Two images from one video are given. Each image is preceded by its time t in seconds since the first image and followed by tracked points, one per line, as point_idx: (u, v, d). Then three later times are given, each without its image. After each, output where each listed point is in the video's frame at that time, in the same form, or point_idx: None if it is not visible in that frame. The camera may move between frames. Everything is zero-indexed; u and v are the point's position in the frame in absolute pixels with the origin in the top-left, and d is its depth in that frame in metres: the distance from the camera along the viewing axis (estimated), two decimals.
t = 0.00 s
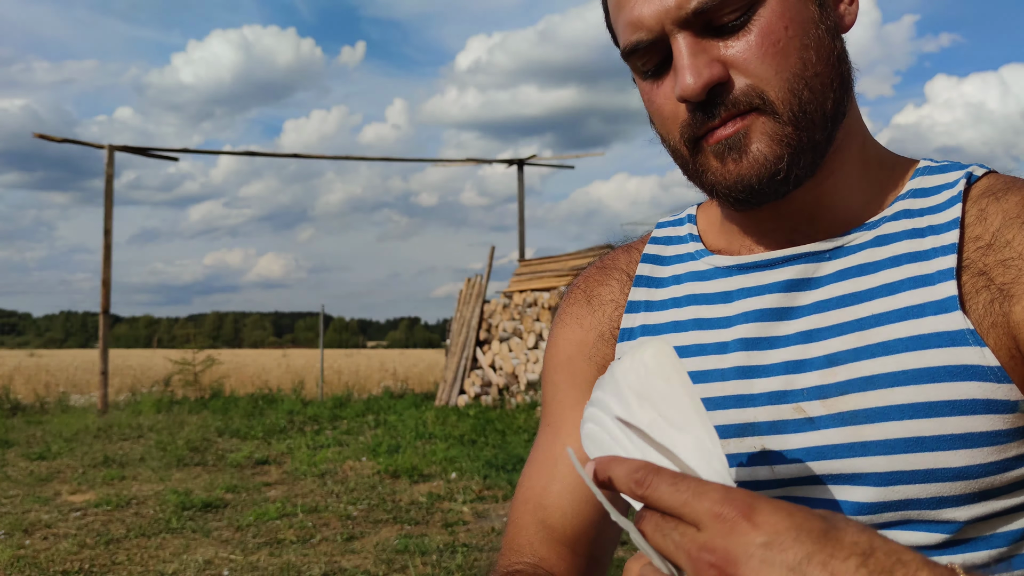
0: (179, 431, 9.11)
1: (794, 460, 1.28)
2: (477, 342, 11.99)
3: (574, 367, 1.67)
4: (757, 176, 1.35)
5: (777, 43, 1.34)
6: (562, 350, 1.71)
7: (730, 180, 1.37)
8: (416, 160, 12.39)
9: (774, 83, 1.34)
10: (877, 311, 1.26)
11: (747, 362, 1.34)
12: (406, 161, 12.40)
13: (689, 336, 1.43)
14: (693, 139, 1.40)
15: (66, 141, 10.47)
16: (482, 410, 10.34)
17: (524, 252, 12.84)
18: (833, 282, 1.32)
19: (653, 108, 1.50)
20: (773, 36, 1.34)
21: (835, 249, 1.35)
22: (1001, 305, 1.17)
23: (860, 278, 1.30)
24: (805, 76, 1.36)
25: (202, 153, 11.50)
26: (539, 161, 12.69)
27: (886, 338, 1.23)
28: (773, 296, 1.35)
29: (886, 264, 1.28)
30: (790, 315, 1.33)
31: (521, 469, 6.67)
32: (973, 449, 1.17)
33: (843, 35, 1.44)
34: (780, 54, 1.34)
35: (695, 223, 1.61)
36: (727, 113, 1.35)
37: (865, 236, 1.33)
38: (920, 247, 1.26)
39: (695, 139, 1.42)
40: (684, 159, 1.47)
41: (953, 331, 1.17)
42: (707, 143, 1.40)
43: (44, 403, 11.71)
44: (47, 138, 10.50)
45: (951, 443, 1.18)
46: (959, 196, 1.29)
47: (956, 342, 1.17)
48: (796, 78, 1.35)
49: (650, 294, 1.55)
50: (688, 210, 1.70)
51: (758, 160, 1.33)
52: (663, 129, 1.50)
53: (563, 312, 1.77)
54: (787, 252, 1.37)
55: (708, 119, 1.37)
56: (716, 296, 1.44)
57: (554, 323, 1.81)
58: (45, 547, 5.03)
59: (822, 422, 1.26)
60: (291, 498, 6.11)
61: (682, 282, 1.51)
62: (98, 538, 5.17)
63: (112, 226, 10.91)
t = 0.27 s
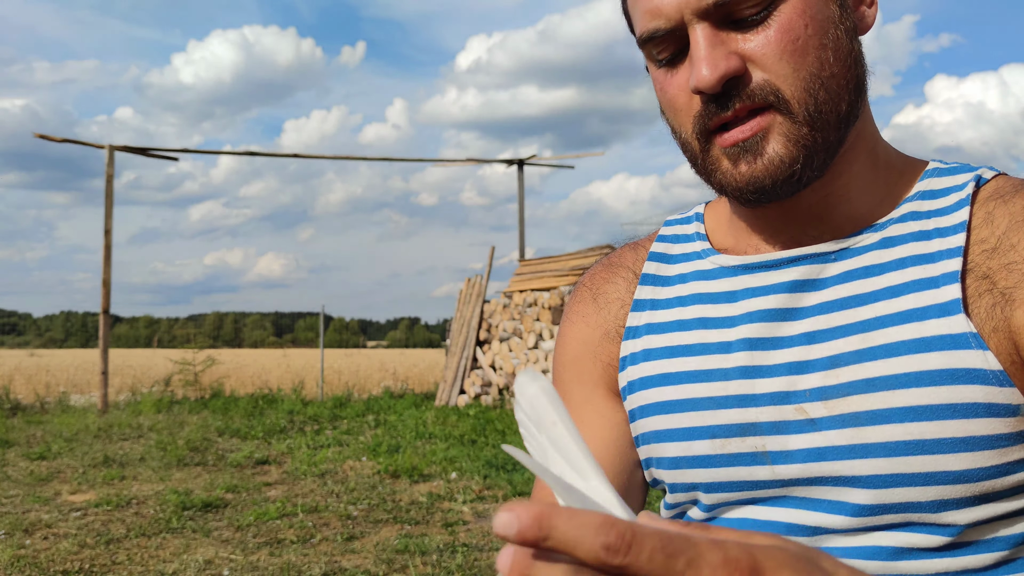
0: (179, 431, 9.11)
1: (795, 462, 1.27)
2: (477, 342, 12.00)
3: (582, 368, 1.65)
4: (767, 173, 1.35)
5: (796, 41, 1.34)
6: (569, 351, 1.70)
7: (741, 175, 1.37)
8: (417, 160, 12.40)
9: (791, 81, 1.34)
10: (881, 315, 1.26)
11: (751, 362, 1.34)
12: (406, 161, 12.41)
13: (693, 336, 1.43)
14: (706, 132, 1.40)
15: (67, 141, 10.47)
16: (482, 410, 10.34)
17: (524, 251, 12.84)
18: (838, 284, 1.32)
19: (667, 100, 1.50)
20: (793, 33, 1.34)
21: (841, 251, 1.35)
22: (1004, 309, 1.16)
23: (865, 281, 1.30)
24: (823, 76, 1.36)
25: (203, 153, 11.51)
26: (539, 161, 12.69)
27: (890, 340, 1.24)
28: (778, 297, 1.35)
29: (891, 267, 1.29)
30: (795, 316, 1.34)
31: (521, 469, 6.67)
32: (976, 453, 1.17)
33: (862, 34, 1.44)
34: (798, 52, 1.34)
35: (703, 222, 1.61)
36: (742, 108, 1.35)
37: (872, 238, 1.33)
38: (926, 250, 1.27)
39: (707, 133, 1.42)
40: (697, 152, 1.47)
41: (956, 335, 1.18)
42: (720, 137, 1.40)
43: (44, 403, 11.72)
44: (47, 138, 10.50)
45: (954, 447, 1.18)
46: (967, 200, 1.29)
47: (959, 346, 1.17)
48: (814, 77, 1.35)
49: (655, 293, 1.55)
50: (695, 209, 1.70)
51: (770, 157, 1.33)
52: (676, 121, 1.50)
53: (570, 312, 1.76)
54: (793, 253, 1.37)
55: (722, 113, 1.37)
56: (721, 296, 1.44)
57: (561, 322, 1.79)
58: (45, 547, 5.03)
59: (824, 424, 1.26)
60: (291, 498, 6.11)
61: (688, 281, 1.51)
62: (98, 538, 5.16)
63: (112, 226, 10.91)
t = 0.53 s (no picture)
0: (179, 431, 9.11)
1: (803, 464, 1.28)
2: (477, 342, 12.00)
3: (585, 367, 1.65)
4: (770, 178, 1.35)
5: (808, 46, 1.33)
6: (572, 349, 1.69)
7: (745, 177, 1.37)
8: (417, 160, 12.41)
9: (800, 86, 1.33)
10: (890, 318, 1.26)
11: (758, 364, 1.34)
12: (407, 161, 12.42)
13: (699, 336, 1.43)
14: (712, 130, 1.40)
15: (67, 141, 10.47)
16: (482, 410, 10.34)
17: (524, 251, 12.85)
18: (847, 286, 1.32)
19: (677, 95, 1.50)
20: (806, 39, 1.33)
21: (850, 253, 1.35)
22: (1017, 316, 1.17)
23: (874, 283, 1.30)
24: (833, 82, 1.35)
25: (203, 153, 11.51)
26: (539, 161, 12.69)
27: (901, 344, 1.23)
28: (786, 298, 1.36)
29: (901, 269, 1.29)
30: (803, 317, 1.34)
31: (521, 469, 6.67)
32: (984, 459, 1.17)
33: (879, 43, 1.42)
34: (810, 57, 1.33)
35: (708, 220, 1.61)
36: (750, 110, 1.35)
37: (881, 240, 1.33)
38: (937, 253, 1.27)
39: (713, 131, 1.42)
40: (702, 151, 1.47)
41: (968, 340, 1.18)
42: (726, 137, 1.40)
43: (44, 403, 11.72)
44: (48, 139, 10.49)
45: (963, 453, 1.18)
46: (978, 203, 1.29)
47: (970, 351, 1.17)
48: (824, 84, 1.34)
49: (660, 292, 1.55)
50: (699, 208, 1.71)
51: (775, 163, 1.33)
52: (685, 117, 1.50)
53: (572, 310, 1.76)
54: (801, 254, 1.37)
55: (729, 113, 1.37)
56: (730, 297, 1.44)
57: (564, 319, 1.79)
58: (45, 547, 5.03)
59: (831, 427, 1.26)
60: (291, 498, 6.11)
61: (694, 281, 1.51)
62: (98, 538, 5.16)
63: (112, 226, 10.91)
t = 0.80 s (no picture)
0: (179, 431, 9.11)
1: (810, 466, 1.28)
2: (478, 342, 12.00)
3: (591, 365, 1.64)
4: (784, 185, 1.33)
5: (827, 53, 1.29)
6: (577, 348, 1.68)
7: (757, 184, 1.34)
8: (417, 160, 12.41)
9: (818, 93, 1.29)
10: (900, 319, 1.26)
11: (766, 365, 1.34)
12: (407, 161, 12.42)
13: (708, 336, 1.43)
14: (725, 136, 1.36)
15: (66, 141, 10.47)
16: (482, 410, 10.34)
17: (524, 251, 12.85)
18: (855, 287, 1.32)
19: (690, 93, 1.44)
20: (825, 46, 1.29)
21: (859, 255, 1.35)
22: None
23: (883, 284, 1.30)
24: (851, 89, 1.31)
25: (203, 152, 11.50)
26: (539, 161, 12.69)
27: (910, 346, 1.23)
28: (795, 299, 1.35)
29: (911, 271, 1.29)
30: (811, 319, 1.34)
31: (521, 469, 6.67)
32: (992, 462, 1.17)
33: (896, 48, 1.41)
34: (829, 64, 1.30)
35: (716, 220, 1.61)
36: (766, 117, 1.31)
37: (890, 241, 1.33)
38: (947, 255, 1.27)
39: (726, 135, 1.38)
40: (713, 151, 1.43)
41: (978, 343, 1.18)
42: (740, 142, 1.36)
43: (44, 403, 11.71)
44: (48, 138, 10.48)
45: (972, 455, 1.18)
46: (989, 204, 1.29)
47: (981, 354, 1.17)
48: (843, 91, 1.31)
49: (668, 292, 1.55)
50: (707, 207, 1.71)
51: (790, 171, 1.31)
52: (698, 116, 1.45)
53: (579, 310, 1.76)
54: (810, 255, 1.37)
55: (745, 119, 1.33)
56: (739, 297, 1.43)
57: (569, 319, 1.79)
58: (45, 547, 5.02)
59: (839, 429, 1.26)
60: (291, 498, 6.12)
61: (701, 281, 1.51)
62: (98, 538, 5.16)
63: (112, 226, 10.90)
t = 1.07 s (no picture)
0: (179, 431, 9.11)
1: (814, 467, 1.28)
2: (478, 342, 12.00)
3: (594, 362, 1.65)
4: (799, 192, 1.33)
5: (841, 55, 1.28)
6: (583, 345, 1.70)
7: (772, 191, 1.34)
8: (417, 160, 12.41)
9: (832, 97, 1.29)
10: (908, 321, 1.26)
11: (771, 365, 1.34)
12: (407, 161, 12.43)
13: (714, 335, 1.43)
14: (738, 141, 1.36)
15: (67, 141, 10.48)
16: (482, 410, 10.34)
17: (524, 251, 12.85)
18: (862, 289, 1.32)
19: (703, 97, 1.44)
20: (838, 49, 1.28)
21: (867, 256, 1.35)
22: None
23: (890, 285, 1.30)
24: (866, 90, 1.31)
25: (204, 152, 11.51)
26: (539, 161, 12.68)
27: (915, 348, 1.24)
28: (801, 300, 1.36)
29: (918, 272, 1.29)
30: (817, 319, 1.34)
31: (520, 469, 6.67)
32: (998, 467, 1.16)
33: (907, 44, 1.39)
34: (843, 67, 1.29)
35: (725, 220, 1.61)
36: (780, 123, 1.31)
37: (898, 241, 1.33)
38: (955, 257, 1.27)
39: (740, 140, 1.38)
40: (728, 156, 1.43)
41: (985, 345, 1.17)
42: (754, 147, 1.36)
43: (44, 403, 11.71)
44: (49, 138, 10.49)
45: (976, 459, 1.17)
46: (999, 205, 1.29)
47: (987, 357, 1.17)
48: (857, 93, 1.30)
49: (675, 292, 1.55)
50: (717, 207, 1.71)
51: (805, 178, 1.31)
52: (711, 121, 1.45)
53: (587, 308, 1.76)
54: (817, 256, 1.37)
55: (759, 125, 1.33)
56: (744, 297, 1.44)
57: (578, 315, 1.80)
58: (45, 547, 5.03)
59: (843, 430, 1.26)
60: (291, 498, 6.12)
61: (708, 280, 1.51)
62: (98, 538, 5.16)
63: (113, 226, 10.90)
